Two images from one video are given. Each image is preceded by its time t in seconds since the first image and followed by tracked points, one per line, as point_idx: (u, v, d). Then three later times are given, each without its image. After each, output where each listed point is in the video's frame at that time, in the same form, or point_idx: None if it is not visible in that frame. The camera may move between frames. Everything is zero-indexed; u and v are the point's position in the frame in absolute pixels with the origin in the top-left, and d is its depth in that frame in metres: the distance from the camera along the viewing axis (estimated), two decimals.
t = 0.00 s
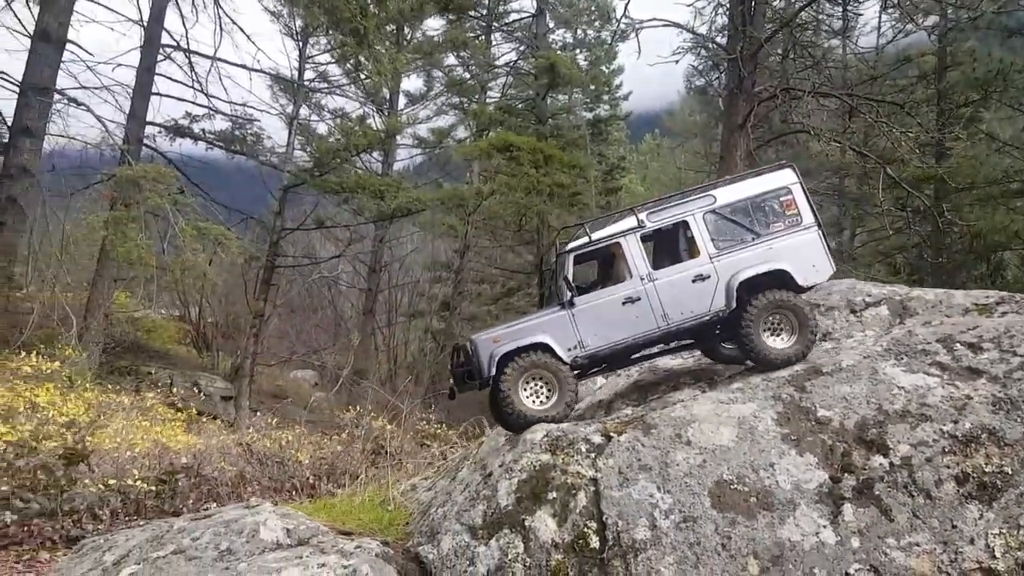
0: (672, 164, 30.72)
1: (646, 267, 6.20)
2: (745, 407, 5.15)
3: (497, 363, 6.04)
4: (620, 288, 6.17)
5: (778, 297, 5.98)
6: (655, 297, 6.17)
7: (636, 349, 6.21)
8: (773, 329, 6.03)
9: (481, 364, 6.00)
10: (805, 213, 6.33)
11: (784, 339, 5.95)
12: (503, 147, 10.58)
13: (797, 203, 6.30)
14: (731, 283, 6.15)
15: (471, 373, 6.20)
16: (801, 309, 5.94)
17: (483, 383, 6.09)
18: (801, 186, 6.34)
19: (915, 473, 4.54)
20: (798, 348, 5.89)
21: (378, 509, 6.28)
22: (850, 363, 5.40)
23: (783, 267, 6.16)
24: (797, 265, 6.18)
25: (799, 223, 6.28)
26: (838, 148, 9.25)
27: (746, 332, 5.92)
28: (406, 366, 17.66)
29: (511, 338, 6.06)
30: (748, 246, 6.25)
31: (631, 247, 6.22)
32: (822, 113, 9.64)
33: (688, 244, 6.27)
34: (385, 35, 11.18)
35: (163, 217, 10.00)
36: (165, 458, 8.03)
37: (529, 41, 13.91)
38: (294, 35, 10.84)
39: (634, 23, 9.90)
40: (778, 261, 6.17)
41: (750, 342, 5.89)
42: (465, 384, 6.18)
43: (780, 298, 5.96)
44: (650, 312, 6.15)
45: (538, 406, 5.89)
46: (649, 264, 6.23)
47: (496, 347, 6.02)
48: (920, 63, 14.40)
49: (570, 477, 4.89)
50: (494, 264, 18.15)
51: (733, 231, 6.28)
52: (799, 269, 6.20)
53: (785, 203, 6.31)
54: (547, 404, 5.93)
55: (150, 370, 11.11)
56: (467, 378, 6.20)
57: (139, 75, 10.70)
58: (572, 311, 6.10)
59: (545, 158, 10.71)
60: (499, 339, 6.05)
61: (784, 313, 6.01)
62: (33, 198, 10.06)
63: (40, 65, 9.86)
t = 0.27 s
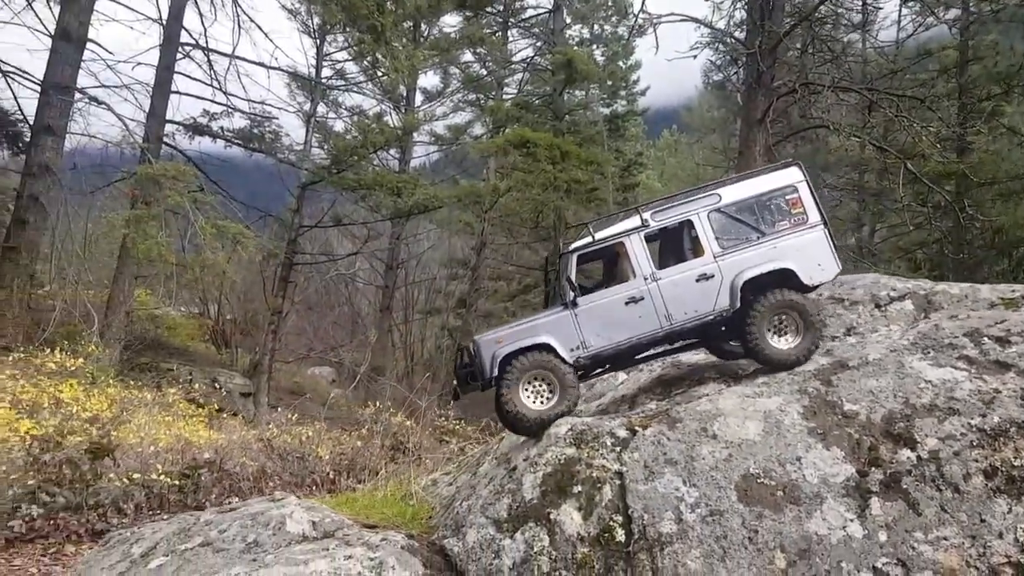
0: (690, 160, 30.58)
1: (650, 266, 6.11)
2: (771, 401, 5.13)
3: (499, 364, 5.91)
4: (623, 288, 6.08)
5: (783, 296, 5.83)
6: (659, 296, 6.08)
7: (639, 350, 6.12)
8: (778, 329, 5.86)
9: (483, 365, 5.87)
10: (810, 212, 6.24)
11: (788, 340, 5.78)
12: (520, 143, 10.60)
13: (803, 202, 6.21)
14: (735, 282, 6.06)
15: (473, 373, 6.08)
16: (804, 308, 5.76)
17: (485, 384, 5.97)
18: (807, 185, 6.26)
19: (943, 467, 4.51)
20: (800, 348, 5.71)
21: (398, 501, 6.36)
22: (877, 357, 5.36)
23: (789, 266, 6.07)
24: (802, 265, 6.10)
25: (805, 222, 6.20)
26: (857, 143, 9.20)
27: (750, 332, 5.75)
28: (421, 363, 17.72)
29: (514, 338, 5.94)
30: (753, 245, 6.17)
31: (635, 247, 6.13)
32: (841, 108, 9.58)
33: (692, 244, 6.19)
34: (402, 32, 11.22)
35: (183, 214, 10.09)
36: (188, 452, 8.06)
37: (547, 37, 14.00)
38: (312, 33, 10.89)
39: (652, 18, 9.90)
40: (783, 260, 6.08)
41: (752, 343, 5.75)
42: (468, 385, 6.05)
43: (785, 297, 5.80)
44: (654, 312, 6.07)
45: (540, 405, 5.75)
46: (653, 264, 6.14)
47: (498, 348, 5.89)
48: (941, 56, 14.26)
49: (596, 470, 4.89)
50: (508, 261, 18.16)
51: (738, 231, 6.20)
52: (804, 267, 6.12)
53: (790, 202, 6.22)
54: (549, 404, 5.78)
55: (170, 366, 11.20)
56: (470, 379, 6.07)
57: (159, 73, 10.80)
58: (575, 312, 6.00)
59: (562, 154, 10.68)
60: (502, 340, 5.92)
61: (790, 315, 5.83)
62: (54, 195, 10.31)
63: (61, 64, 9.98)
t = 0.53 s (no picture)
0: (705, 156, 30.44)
1: (632, 280, 5.76)
2: (794, 395, 5.10)
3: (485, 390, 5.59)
4: (605, 305, 5.75)
5: (769, 303, 5.53)
6: (642, 311, 5.75)
7: (624, 366, 5.81)
8: (762, 336, 5.60)
9: (469, 391, 5.55)
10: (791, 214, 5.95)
11: (776, 346, 5.53)
12: (535, 139, 10.61)
13: (784, 204, 5.91)
14: (719, 292, 5.75)
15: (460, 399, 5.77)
16: (793, 314, 5.49)
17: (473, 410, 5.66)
18: (787, 186, 5.95)
19: (968, 461, 4.49)
20: (788, 354, 5.49)
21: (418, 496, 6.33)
22: (900, 351, 5.32)
23: (773, 273, 5.78)
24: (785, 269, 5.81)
25: (787, 224, 5.91)
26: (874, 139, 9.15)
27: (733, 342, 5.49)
28: (434, 359, 17.77)
29: (499, 363, 5.61)
30: (735, 252, 5.85)
31: (614, 261, 5.77)
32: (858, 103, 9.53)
33: (673, 255, 5.84)
34: (417, 28, 11.22)
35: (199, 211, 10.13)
36: (207, 446, 8.13)
37: (562, 32, 13.97)
38: (327, 29, 10.91)
39: (668, 14, 9.88)
40: (767, 266, 5.78)
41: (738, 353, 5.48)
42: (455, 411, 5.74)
43: (772, 303, 5.52)
44: (638, 327, 5.74)
45: (528, 429, 5.44)
46: (634, 277, 5.78)
47: (482, 375, 5.56)
48: (961, 50, 14.12)
49: (618, 463, 4.90)
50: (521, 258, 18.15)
51: (719, 238, 5.87)
52: (788, 272, 5.83)
53: (771, 205, 5.93)
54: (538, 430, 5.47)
55: (187, 361, 11.29)
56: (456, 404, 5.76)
57: (176, 70, 10.86)
58: (558, 332, 5.66)
59: (576, 150, 10.69)
60: (487, 365, 5.59)
61: (774, 322, 5.55)
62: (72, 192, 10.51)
63: (78, 61, 10.07)
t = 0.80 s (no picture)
0: (718, 151, 30.30)
1: (596, 304, 5.63)
2: (813, 387, 5.08)
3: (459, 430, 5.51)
4: (571, 332, 5.62)
5: (737, 313, 5.47)
6: (609, 334, 5.63)
7: (597, 390, 5.71)
8: (732, 346, 5.54)
9: (443, 433, 5.48)
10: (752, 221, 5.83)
11: (746, 355, 5.48)
12: (547, 134, 10.64)
13: (743, 212, 5.79)
14: (685, 309, 5.63)
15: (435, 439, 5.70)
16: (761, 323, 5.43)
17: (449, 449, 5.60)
18: (745, 193, 5.81)
19: (989, 453, 4.47)
20: (757, 362, 5.45)
21: (434, 488, 6.42)
22: (920, 343, 5.28)
23: (740, 283, 5.67)
24: (750, 279, 5.71)
25: (748, 232, 5.78)
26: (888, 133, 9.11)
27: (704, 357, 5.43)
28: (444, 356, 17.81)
29: (470, 401, 5.53)
30: (699, 266, 5.73)
31: (576, 287, 5.64)
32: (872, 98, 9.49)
33: (635, 274, 5.70)
34: (429, 24, 11.22)
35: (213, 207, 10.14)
36: (222, 441, 8.20)
37: (573, 28, 13.95)
38: (339, 26, 10.94)
39: (681, 9, 9.86)
40: (732, 277, 5.68)
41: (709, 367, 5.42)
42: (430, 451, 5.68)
43: (739, 313, 5.45)
44: (606, 351, 5.63)
45: (506, 466, 5.39)
46: (598, 301, 5.65)
47: (455, 415, 5.49)
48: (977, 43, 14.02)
49: (636, 455, 4.89)
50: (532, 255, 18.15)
51: (682, 253, 5.73)
52: (753, 281, 5.74)
53: (731, 214, 5.80)
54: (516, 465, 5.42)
55: (200, 357, 11.37)
56: (431, 445, 5.69)
57: (189, 67, 10.91)
58: (526, 364, 5.56)
59: (589, 145, 10.78)
60: (458, 405, 5.51)
61: (743, 331, 5.50)
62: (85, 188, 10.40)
63: (92, 59, 10.11)
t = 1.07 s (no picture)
0: (731, 146, 30.13)
1: (557, 326, 5.55)
2: (834, 378, 5.07)
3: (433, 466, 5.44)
4: (534, 356, 5.54)
5: (695, 314, 5.55)
6: (574, 353, 5.55)
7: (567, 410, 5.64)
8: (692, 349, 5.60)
9: (417, 473, 5.41)
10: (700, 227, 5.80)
11: (707, 356, 5.55)
12: (559, 130, 10.68)
13: (691, 220, 5.74)
14: (646, 321, 5.59)
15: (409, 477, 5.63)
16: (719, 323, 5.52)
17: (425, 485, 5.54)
18: (690, 201, 5.77)
19: (1013, 444, 4.44)
20: (719, 363, 5.52)
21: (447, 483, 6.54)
22: (942, 334, 5.25)
23: (696, 291, 5.65)
24: (706, 285, 5.69)
25: (697, 239, 5.75)
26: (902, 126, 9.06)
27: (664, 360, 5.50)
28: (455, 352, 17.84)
29: (441, 438, 5.45)
30: (654, 277, 5.68)
31: (535, 311, 5.56)
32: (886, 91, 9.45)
33: (594, 292, 5.64)
34: (441, 19, 11.23)
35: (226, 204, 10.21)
36: (239, 435, 8.27)
37: (585, 22, 13.92)
38: (351, 22, 10.96)
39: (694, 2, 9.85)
40: (688, 285, 5.66)
41: (673, 369, 5.47)
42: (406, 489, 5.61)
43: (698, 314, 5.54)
44: (572, 370, 5.56)
45: (485, 499, 5.36)
46: (559, 323, 5.57)
47: (427, 453, 5.41)
48: (994, 35, 13.89)
49: (657, 447, 4.91)
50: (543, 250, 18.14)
51: (637, 266, 5.69)
52: (708, 286, 5.72)
53: (679, 223, 5.74)
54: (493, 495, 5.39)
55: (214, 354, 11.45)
56: (406, 483, 5.62)
57: (202, 64, 10.95)
58: (494, 394, 5.48)
59: (601, 141, 10.76)
60: (429, 442, 5.43)
61: (703, 334, 5.56)
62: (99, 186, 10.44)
63: (106, 57, 10.16)
